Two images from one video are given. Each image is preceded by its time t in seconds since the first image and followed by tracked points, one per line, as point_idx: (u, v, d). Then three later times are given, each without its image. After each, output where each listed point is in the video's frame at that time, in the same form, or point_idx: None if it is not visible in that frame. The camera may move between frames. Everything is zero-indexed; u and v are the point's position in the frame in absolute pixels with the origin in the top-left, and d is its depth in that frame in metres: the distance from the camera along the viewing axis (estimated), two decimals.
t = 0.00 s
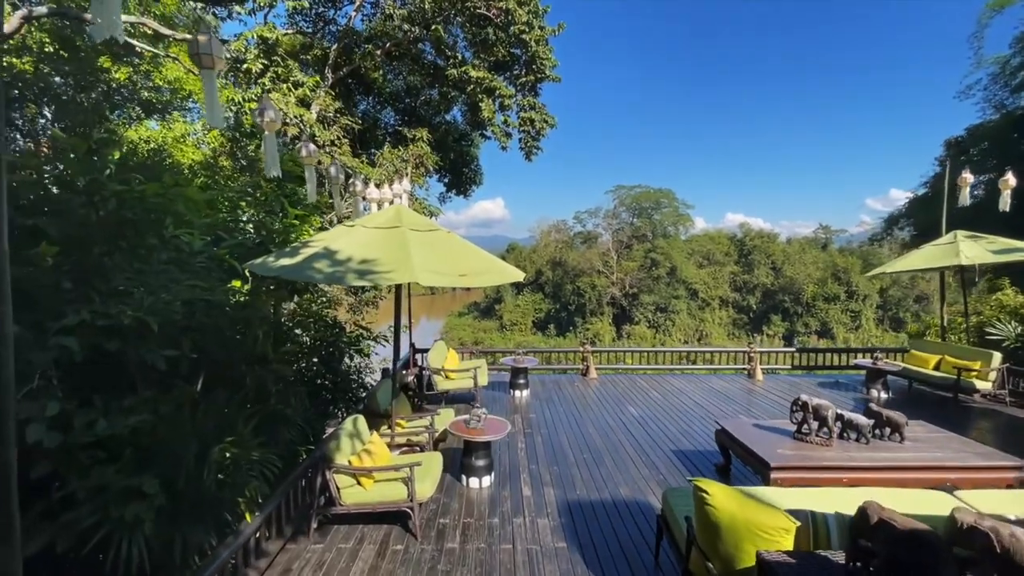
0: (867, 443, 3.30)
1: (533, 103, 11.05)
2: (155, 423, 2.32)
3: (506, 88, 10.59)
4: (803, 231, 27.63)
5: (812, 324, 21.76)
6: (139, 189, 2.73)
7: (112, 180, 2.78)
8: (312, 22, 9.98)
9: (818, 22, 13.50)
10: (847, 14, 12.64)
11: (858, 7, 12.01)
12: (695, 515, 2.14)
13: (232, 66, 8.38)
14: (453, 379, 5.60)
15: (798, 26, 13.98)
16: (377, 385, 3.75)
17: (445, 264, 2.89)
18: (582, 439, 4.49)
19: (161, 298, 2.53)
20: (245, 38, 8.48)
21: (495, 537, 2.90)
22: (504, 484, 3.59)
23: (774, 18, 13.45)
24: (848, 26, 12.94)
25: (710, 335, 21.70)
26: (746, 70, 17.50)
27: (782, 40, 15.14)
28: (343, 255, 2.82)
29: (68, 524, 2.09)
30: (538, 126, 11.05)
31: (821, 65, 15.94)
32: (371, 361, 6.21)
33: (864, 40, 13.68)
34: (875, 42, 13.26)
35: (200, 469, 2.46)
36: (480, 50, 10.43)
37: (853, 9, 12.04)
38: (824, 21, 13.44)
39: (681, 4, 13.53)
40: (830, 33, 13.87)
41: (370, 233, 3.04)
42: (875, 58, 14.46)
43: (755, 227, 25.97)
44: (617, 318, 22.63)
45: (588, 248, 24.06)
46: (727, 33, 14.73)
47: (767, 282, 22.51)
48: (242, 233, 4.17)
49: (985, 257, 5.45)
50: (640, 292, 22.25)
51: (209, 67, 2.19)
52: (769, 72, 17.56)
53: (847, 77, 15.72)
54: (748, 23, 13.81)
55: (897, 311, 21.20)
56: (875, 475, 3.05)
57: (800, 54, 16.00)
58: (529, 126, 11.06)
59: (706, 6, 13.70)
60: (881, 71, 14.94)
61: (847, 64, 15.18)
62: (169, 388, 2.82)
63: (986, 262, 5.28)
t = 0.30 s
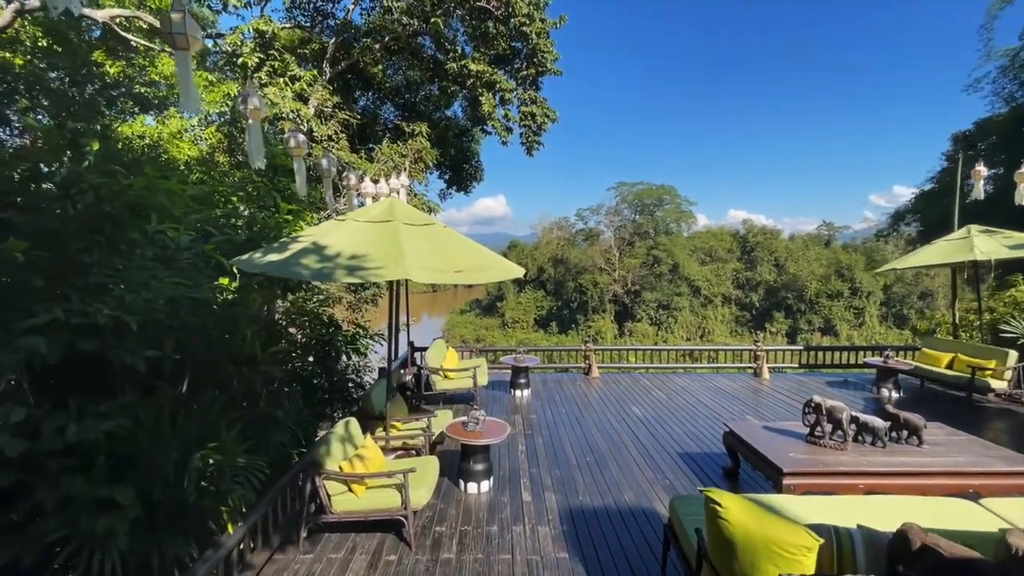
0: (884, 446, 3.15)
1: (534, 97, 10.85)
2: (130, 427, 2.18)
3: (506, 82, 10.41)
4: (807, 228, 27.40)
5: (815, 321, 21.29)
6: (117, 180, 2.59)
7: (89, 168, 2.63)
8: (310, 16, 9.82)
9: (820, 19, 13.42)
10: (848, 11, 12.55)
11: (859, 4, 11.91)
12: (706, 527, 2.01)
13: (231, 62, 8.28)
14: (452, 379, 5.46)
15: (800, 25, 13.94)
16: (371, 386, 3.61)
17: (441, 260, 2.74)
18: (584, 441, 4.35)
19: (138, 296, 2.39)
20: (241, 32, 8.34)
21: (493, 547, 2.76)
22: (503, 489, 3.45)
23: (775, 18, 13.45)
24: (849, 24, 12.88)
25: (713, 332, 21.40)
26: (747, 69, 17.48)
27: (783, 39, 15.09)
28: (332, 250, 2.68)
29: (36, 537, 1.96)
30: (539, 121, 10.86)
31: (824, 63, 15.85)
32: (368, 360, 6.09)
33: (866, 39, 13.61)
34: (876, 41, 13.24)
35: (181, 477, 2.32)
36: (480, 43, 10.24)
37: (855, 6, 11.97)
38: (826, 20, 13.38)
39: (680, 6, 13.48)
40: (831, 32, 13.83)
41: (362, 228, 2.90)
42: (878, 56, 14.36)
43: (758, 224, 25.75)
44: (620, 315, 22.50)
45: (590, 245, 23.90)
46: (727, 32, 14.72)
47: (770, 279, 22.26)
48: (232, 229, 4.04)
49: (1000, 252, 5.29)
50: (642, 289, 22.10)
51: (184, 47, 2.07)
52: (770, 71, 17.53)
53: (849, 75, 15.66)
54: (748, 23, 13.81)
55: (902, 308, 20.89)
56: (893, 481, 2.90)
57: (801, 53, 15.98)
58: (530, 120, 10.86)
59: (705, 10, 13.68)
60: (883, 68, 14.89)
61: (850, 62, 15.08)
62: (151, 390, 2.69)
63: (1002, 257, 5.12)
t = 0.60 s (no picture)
0: (901, 452, 3.00)
1: (534, 91, 10.64)
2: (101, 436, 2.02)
3: (506, 76, 10.22)
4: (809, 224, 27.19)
5: (818, 318, 21.20)
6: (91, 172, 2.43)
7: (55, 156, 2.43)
8: (306, 10, 9.62)
9: (821, 17, 13.29)
10: (849, 10, 12.41)
11: (859, 4, 11.83)
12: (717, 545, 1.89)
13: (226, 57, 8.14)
14: (450, 380, 5.32)
15: (801, 24, 13.82)
16: (364, 389, 3.47)
17: (435, 258, 2.60)
18: (586, 444, 4.21)
19: (112, 295, 2.23)
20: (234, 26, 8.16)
21: (491, 560, 2.61)
22: (502, 496, 3.31)
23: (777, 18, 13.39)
24: (848, 25, 12.77)
25: (715, 329, 21.23)
26: (748, 66, 17.42)
27: (783, 39, 14.98)
28: (318, 247, 2.54)
29: None
30: (540, 116, 10.67)
31: (826, 61, 15.71)
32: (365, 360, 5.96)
33: (867, 39, 13.46)
34: (878, 39, 13.19)
35: (158, 490, 2.18)
36: (480, 37, 10.04)
37: (855, 6, 11.83)
38: (826, 18, 13.25)
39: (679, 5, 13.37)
40: (832, 33, 13.70)
41: (352, 224, 2.75)
42: (880, 55, 14.21)
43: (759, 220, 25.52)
44: (621, 312, 22.38)
45: (591, 242, 23.76)
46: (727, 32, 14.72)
47: (772, 276, 22.08)
48: (221, 225, 3.89)
49: (1017, 248, 5.11)
50: (643, 286, 21.95)
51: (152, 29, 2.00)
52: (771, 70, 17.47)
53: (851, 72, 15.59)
54: (748, 23, 13.78)
55: (905, 305, 20.69)
56: (911, 490, 2.76)
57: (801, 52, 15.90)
58: (530, 116, 10.67)
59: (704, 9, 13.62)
60: (885, 65, 14.80)
61: (852, 60, 14.93)
62: (130, 395, 2.54)
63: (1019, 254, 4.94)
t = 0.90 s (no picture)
0: (916, 456, 2.88)
1: (534, 86, 10.47)
2: (77, 442, 1.90)
3: (506, 71, 10.04)
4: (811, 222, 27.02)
5: (819, 316, 20.94)
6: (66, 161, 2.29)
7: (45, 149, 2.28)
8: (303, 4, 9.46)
9: (822, 14, 13.16)
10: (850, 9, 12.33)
11: (859, 5, 11.78)
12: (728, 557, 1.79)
13: (220, 51, 7.99)
14: (447, 380, 5.21)
15: (802, 22, 13.74)
16: (358, 391, 3.36)
17: (430, 254, 2.48)
18: (587, 446, 4.10)
19: (90, 293, 2.11)
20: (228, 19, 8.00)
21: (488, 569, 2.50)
22: (501, 501, 3.20)
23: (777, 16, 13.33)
24: (850, 23, 12.62)
25: (716, 327, 21.08)
26: (749, 63, 17.32)
27: (784, 38, 14.85)
28: (306, 242, 2.43)
29: None
30: (540, 111, 10.51)
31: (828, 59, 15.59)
32: (361, 360, 5.84)
33: (868, 38, 13.31)
34: (879, 37, 13.09)
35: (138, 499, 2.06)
36: (479, 32, 9.89)
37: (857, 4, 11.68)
38: (826, 16, 13.15)
39: (680, 4, 13.27)
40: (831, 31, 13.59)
41: (343, 219, 2.62)
42: (881, 52, 14.11)
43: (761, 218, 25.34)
44: (622, 310, 22.24)
45: (592, 240, 23.61)
46: (727, 30, 14.64)
47: (774, 273, 21.94)
48: (211, 222, 3.76)
49: None
50: (645, 284, 21.80)
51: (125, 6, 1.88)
52: (772, 67, 17.37)
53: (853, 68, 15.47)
54: (748, 22, 13.71)
55: (907, 303, 20.52)
56: (928, 495, 2.64)
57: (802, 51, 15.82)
58: (530, 111, 10.51)
59: (704, 8, 13.57)
60: (887, 61, 14.69)
61: (854, 57, 14.78)
62: (111, 397, 2.42)
63: None
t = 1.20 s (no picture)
0: (934, 456, 2.77)
1: (534, 81, 10.32)
2: (53, 441, 1.79)
3: (506, 65, 9.89)
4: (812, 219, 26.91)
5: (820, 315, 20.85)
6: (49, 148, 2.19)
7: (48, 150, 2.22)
8: None
9: (823, 15, 13.05)
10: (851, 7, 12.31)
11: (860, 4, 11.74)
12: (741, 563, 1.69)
13: (215, 46, 7.88)
14: (446, 378, 5.10)
15: (804, 22, 13.70)
16: (352, 389, 3.24)
17: (425, 244, 2.36)
18: (589, 446, 4.00)
19: (71, 286, 2.00)
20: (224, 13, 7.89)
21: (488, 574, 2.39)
22: (500, 503, 3.08)
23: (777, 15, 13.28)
24: (851, 21, 12.50)
25: (717, 326, 20.98)
26: (748, 62, 17.32)
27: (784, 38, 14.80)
28: (294, 232, 2.32)
29: None
30: (540, 107, 10.37)
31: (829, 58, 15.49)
32: (359, 359, 5.74)
33: (870, 36, 13.18)
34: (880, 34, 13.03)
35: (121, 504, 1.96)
36: (479, 26, 9.74)
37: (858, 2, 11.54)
38: (827, 15, 13.10)
39: (681, 3, 13.18)
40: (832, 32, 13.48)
41: (335, 209, 2.51)
42: (883, 50, 14.05)
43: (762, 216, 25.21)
44: (622, 309, 22.13)
45: (593, 239, 23.51)
46: (726, 32, 14.69)
47: (774, 272, 21.84)
48: (202, 215, 3.65)
49: None
50: (645, 283, 21.69)
51: None
52: (772, 65, 17.35)
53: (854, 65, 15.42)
54: (747, 21, 13.70)
55: (908, 301, 20.36)
56: (946, 497, 2.53)
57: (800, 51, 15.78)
58: (530, 106, 10.36)
59: (705, 6, 13.50)
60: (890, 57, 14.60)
61: (856, 55, 14.65)
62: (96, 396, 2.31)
63: None
